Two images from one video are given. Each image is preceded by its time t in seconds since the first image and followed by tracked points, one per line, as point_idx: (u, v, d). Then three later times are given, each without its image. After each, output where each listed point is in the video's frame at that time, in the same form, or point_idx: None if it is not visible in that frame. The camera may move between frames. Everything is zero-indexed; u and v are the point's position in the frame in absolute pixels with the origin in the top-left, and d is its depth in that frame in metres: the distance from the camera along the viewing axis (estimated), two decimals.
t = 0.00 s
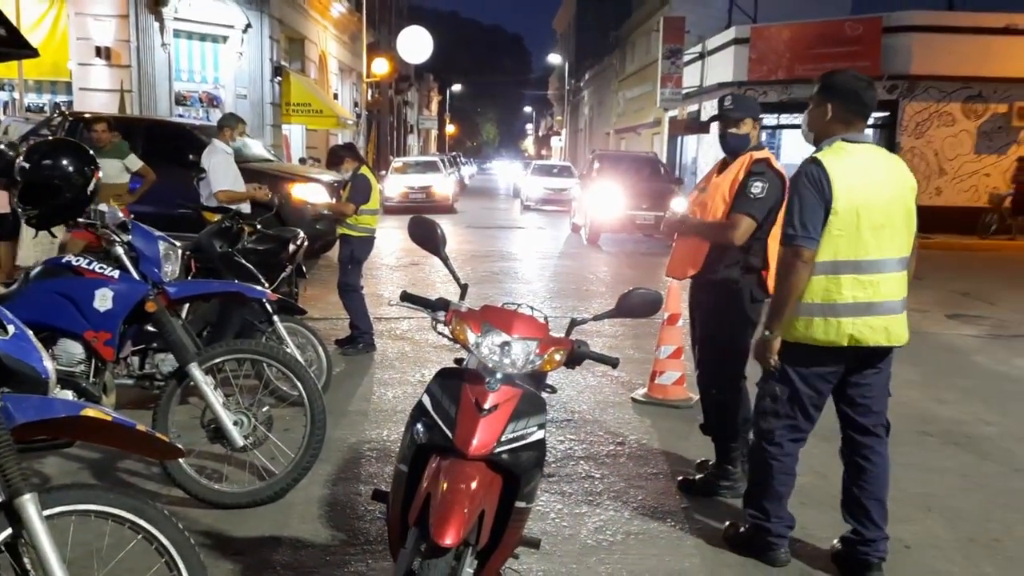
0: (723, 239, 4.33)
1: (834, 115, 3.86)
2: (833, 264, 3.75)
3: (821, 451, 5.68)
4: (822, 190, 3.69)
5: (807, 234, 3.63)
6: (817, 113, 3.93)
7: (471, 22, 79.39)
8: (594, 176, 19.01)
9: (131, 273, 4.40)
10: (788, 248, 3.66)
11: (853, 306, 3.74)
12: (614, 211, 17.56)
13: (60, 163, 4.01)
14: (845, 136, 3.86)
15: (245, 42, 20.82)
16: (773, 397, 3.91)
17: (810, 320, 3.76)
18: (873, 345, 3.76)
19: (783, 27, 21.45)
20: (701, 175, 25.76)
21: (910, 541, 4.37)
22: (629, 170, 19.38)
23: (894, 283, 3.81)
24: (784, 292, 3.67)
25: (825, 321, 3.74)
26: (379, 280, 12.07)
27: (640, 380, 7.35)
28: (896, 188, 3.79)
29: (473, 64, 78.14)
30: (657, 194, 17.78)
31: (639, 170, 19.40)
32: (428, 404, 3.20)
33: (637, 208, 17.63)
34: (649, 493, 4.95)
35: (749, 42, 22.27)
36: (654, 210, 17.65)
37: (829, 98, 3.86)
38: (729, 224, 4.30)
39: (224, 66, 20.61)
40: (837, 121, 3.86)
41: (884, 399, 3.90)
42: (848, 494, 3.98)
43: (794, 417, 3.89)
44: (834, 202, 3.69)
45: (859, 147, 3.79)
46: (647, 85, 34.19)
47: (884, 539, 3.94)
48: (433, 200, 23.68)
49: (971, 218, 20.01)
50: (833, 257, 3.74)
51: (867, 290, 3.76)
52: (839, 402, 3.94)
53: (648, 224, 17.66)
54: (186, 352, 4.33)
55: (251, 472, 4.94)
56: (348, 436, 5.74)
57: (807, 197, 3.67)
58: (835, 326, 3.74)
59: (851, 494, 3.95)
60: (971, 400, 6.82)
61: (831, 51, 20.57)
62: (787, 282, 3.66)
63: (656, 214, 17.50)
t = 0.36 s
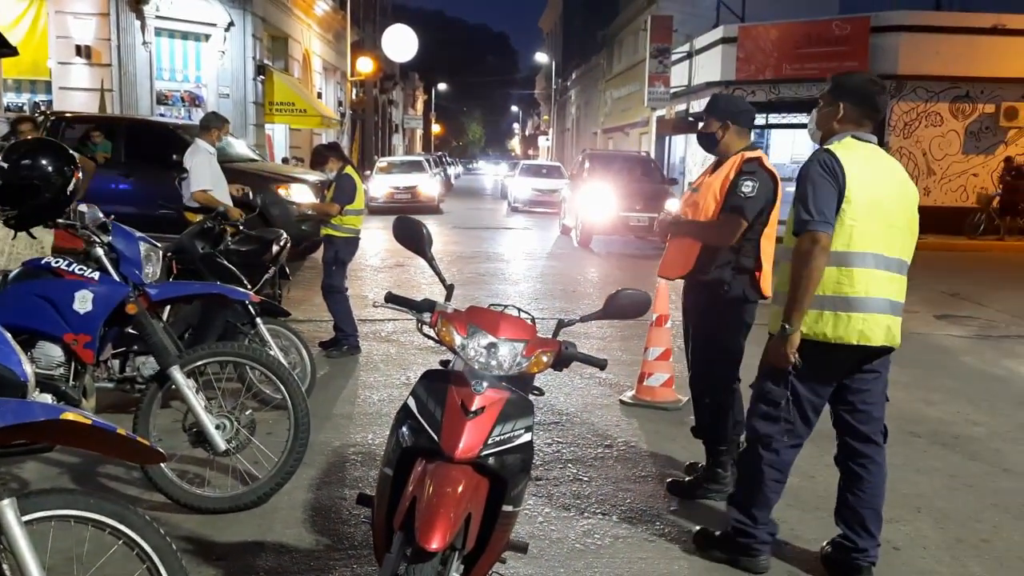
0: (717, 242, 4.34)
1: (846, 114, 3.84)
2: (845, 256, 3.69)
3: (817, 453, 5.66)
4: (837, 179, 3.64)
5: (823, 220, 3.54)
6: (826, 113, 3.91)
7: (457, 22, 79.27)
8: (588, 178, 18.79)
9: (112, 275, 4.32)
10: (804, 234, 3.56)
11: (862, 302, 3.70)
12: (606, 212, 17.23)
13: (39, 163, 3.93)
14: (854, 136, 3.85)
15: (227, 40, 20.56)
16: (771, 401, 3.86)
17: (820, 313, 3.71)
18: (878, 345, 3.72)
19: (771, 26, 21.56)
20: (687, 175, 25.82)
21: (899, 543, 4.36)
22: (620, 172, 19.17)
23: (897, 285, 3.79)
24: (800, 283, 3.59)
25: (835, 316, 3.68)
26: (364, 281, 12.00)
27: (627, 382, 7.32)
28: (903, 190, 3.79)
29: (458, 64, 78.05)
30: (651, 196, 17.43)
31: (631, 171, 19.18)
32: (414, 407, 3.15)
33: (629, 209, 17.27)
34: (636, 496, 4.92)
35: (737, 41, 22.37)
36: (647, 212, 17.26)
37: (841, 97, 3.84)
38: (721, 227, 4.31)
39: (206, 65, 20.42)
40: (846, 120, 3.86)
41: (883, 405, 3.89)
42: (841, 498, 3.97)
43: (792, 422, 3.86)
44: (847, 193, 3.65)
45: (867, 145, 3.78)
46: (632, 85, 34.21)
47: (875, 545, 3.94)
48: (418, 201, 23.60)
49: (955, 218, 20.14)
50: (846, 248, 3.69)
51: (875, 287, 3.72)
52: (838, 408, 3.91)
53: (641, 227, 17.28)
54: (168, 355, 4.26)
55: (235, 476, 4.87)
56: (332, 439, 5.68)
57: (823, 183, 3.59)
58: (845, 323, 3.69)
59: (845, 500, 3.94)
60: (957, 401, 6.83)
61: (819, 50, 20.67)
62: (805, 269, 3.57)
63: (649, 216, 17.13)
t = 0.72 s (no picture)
0: (695, 241, 4.33)
1: (795, 117, 3.87)
2: (797, 264, 3.68)
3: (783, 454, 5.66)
4: (787, 187, 3.63)
5: (772, 230, 3.56)
6: (776, 117, 3.94)
7: (446, 23, 79.29)
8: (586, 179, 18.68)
9: (101, 277, 4.31)
10: (754, 245, 3.57)
11: (813, 308, 3.70)
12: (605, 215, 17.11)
13: (26, 165, 3.91)
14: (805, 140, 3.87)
15: (217, 41, 20.48)
16: (737, 408, 3.83)
17: (773, 321, 3.69)
18: (831, 348, 3.73)
19: (760, 27, 21.65)
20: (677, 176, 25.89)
21: (889, 542, 4.38)
22: (620, 171, 18.96)
23: (851, 287, 3.79)
24: (748, 292, 3.60)
25: (789, 323, 3.68)
26: (355, 283, 11.98)
27: (618, 383, 7.33)
28: (853, 191, 3.80)
29: (448, 65, 78.06)
30: (650, 199, 17.38)
31: (632, 172, 18.94)
32: (405, 409, 3.15)
33: (628, 212, 17.22)
34: (627, 496, 4.93)
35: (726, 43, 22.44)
36: (646, 214, 17.22)
37: (789, 100, 3.88)
38: (699, 226, 4.29)
39: (196, 66, 20.39)
40: (797, 123, 3.88)
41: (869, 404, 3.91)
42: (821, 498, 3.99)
43: (758, 429, 3.83)
44: (798, 200, 3.64)
45: (816, 149, 3.78)
46: (622, 86, 34.27)
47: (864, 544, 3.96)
48: (408, 202, 23.59)
49: (944, 217, 20.28)
50: (797, 256, 3.68)
51: (827, 291, 3.73)
52: (804, 408, 3.92)
53: (640, 230, 17.29)
54: (157, 357, 4.24)
55: (225, 478, 4.86)
56: (323, 441, 5.67)
57: (775, 192, 3.60)
58: (798, 329, 3.69)
59: (826, 501, 3.96)
60: (946, 400, 6.87)
61: (807, 51, 20.76)
62: (754, 278, 3.58)
63: (649, 219, 17.12)
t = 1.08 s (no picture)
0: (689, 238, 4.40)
1: (716, 113, 3.87)
2: (729, 263, 3.76)
3: (735, 453, 5.72)
4: (714, 189, 3.65)
5: (699, 233, 3.60)
6: (698, 113, 3.94)
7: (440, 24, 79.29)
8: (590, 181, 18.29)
9: (94, 280, 4.29)
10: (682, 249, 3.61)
11: (747, 304, 3.80)
12: (610, 218, 16.74)
13: (20, 167, 3.92)
14: (728, 135, 3.88)
15: (211, 43, 20.47)
16: (686, 402, 3.88)
17: (709, 320, 3.76)
18: (765, 340, 3.83)
19: (754, 29, 21.69)
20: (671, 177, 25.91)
21: (883, 543, 4.39)
22: (625, 176, 18.69)
23: (780, 278, 3.89)
24: (680, 296, 3.66)
25: (724, 321, 3.75)
26: (350, 285, 11.95)
27: (612, 384, 7.34)
28: (775, 183, 3.84)
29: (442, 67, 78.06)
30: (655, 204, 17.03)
31: (636, 177, 18.69)
32: (400, 411, 3.15)
33: (635, 217, 16.81)
34: (621, 497, 4.94)
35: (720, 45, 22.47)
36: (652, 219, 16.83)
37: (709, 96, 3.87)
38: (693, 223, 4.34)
39: (189, 68, 20.38)
40: (719, 120, 3.88)
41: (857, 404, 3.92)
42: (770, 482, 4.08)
43: (711, 421, 3.87)
44: (724, 200, 3.67)
45: (740, 145, 3.80)
46: (616, 88, 34.33)
47: (824, 513, 4.03)
48: (402, 203, 23.57)
49: (937, 218, 20.33)
50: (728, 256, 3.75)
51: (759, 286, 3.83)
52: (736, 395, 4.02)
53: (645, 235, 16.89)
54: (151, 359, 4.22)
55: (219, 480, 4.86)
56: (318, 442, 5.67)
57: (701, 195, 3.62)
58: (733, 326, 3.77)
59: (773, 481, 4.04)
60: (938, 400, 6.89)
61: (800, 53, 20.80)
62: (684, 281, 3.64)
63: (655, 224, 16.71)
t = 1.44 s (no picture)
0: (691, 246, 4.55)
1: (666, 118, 3.98)
2: (693, 263, 3.87)
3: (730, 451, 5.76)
4: (673, 193, 3.76)
5: (658, 236, 3.68)
6: (651, 120, 4.05)
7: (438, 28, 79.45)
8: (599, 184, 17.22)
9: (95, 281, 4.32)
10: (643, 252, 3.69)
11: (716, 301, 3.91)
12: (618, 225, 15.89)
13: (21, 169, 3.96)
14: (680, 139, 3.99)
15: (211, 47, 20.65)
16: (671, 402, 3.93)
17: (681, 320, 3.86)
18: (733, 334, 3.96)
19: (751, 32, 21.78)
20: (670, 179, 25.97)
21: (876, 540, 4.44)
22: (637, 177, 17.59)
23: (741, 274, 4.02)
24: (639, 299, 3.72)
25: (694, 320, 3.86)
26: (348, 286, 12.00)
27: (609, 384, 7.38)
28: (727, 184, 3.95)
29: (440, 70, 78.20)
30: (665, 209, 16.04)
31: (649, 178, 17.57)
32: (398, 410, 3.19)
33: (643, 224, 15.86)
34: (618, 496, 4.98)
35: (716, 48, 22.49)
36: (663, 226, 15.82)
37: (659, 102, 3.99)
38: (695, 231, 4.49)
39: (190, 72, 20.51)
40: (672, 125, 3.98)
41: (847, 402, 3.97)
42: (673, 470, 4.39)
43: (697, 417, 3.93)
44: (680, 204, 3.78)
45: (693, 149, 3.91)
46: (613, 91, 34.42)
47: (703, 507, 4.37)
48: (401, 205, 23.61)
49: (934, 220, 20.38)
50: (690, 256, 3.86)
51: (724, 283, 3.95)
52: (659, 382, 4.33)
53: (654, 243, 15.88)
54: (152, 360, 4.27)
55: (219, 480, 4.90)
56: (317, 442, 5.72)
57: (659, 199, 3.71)
58: (704, 324, 3.87)
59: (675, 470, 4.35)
60: (932, 400, 6.94)
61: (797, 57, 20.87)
62: (641, 284, 3.71)
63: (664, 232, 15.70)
